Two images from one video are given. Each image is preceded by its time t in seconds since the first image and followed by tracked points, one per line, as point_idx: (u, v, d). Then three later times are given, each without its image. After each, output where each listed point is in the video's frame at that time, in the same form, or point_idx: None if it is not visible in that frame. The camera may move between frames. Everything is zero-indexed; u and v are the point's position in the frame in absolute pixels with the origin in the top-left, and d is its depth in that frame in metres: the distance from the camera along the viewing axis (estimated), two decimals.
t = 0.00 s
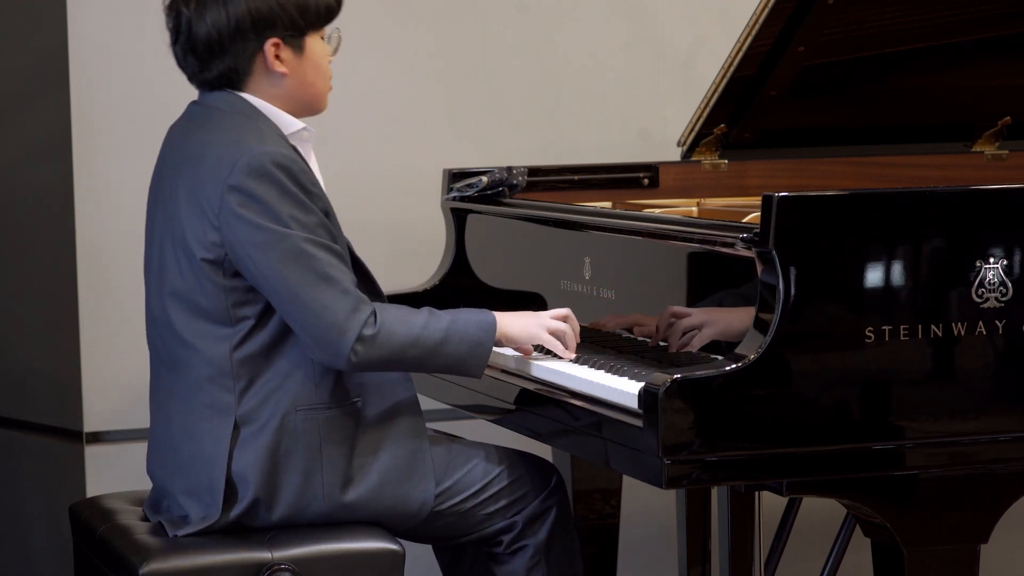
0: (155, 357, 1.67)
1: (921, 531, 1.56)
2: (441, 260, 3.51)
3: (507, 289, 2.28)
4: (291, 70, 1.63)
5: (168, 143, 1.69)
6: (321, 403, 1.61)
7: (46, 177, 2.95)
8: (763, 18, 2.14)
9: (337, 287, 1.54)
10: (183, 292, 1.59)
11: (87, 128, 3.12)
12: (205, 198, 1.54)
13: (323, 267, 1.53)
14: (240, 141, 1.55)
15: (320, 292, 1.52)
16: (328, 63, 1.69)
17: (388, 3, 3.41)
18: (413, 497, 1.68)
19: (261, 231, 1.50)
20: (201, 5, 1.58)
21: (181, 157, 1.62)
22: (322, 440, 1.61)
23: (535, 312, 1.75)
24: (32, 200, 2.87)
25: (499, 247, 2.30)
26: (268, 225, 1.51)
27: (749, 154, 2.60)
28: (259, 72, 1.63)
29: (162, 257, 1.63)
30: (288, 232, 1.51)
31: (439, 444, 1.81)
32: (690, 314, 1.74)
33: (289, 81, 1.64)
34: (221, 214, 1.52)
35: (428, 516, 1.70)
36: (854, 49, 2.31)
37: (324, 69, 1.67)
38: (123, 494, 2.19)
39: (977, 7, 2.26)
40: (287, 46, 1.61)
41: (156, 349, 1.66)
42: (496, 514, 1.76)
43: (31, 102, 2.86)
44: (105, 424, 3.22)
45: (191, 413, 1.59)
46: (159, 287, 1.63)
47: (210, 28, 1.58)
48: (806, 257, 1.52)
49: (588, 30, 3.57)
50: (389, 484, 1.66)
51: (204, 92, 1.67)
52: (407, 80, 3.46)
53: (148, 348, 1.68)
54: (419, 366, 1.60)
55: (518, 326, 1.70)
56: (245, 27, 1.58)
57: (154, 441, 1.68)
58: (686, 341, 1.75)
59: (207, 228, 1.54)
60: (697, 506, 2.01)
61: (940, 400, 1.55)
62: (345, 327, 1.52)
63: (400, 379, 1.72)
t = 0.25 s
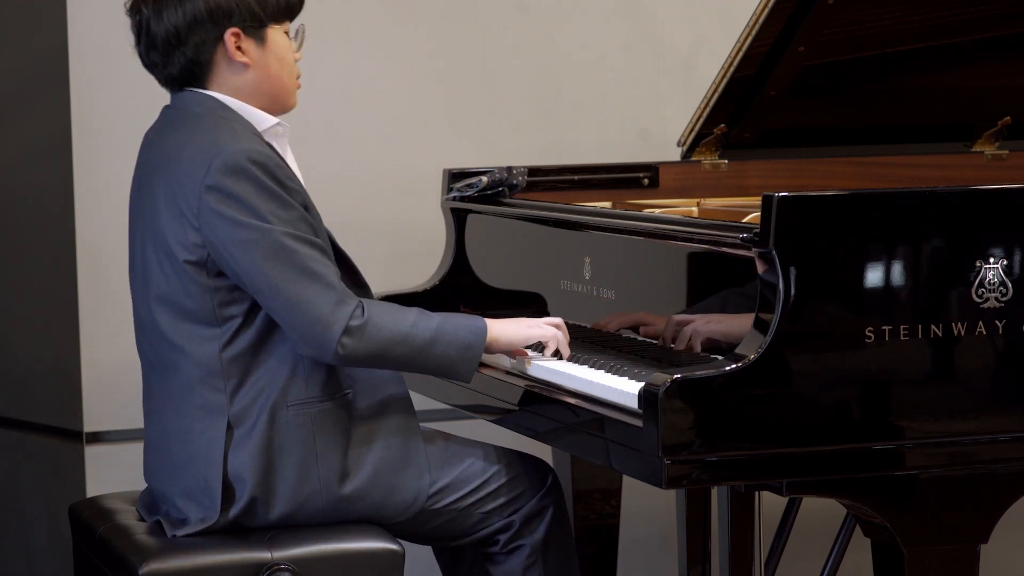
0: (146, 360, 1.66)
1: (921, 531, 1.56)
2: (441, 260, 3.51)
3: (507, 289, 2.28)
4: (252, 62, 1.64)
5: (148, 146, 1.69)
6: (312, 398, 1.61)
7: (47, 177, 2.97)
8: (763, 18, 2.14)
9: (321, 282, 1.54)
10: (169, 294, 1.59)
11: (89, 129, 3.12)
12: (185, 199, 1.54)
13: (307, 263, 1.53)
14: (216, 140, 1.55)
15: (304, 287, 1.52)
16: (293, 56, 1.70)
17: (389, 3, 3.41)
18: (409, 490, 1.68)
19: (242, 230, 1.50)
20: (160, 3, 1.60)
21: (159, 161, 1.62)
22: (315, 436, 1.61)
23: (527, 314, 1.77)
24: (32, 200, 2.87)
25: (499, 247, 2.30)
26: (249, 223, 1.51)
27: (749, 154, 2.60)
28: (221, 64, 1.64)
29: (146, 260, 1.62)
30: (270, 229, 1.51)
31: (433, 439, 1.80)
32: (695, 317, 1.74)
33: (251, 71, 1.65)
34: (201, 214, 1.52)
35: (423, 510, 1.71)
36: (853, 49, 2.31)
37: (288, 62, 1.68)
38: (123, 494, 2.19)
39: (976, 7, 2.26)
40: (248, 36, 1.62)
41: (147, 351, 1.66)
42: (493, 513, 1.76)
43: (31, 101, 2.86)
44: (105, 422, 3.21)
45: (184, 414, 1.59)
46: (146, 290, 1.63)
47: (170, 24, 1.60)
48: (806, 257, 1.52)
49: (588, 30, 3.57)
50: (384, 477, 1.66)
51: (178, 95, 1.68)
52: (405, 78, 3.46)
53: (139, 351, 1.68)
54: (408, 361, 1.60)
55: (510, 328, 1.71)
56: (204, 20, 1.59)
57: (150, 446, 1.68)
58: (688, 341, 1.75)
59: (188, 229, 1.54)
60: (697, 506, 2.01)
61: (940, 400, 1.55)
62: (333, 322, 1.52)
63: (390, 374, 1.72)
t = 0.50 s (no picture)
0: (135, 358, 1.67)
1: (921, 531, 1.56)
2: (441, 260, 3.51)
3: (507, 289, 2.28)
4: (237, 60, 1.65)
5: (136, 145, 1.69)
6: (303, 394, 1.62)
7: (48, 177, 2.97)
8: (763, 18, 2.14)
9: (304, 276, 1.54)
10: (156, 291, 1.59)
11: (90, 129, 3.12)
12: (168, 195, 1.54)
13: (290, 257, 1.53)
14: (199, 136, 1.55)
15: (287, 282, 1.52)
16: (277, 58, 1.71)
17: (389, 4, 3.41)
18: (404, 481, 1.69)
19: (224, 224, 1.50)
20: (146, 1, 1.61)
21: (144, 160, 1.62)
22: (308, 433, 1.61)
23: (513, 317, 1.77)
24: (33, 200, 2.87)
25: (499, 248, 2.30)
26: (230, 217, 1.51)
27: (749, 154, 2.60)
28: (206, 61, 1.64)
29: (134, 258, 1.63)
30: (253, 223, 1.51)
31: (429, 437, 1.81)
32: (705, 318, 1.71)
33: (236, 69, 1.65)
34: (184, 209, 1.52)
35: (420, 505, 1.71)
36: (854, 50, 2.31)
37: (273, 64, 1.69)
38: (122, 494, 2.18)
39: (977, 7, 2.26)
40: (234, 33, 1.63)
41: (135, 349, 1.66)
42: (489, 511, 1.76)
43: (32, 101, 2.86)
44: (104, 423, 3.31)
45: (175, 411, 1.59)
46: (133, 287, 1.63)
47: (156, 21, 1.61)
48: (806, 256, 1.52)
49: (588, 30, 3.57)
50: (376, 475, 1.67)
51: (161, 94, 1.68)
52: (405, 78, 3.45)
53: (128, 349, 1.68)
54: (393, 356, 1.60)
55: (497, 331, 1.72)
56: (189, 16, 1.60)
57: (144, 447, 1.67)
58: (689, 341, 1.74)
59: (172, 226, 1.54)
60: (697, 506, 2.00)
61: (940, 401, 1.55)
62: (316, 317, 1.52)
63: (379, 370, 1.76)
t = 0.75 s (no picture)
0: (132, 352, 1.67)
1: (921, 531, 1.56)
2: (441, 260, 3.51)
3: (507, 290, 2.28)
4: (236, 58, 1.65)
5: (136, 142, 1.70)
6: (300, 389, 1.62)
7: (48, 178, 2.97)
8: (763, 18, 2.14)
9: (300, 263, 1.54)
10: (153, 282, 1.59)
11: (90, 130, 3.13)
12: (165, 184, 1.55)
13: (285, 244, 1.53)
14: (195, 127, 1.56)
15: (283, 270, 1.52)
16: (275, 56, 1.72)
17: (389, 3, 3.41)
18: (403, 476, 1.69)
19: (219, 210, 1.51)
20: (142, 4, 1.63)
21: (141, 155, 1.63)
22: (305, 429, 1.61)
23: (512, 315, 1.77)
24: (33, 199, 2.87)
25: (500, 248, 2.30)
26: (226, 204, 1.51)
27: (749, 154, 2.60)
28: (205, 59, 1.65)
29: (131, 252, 1.63)
30: (248, 209, 1.52)
31: (428, 437, 1.81)
32: (706, 316, 1.71)
33: (235, 65, 1.66)
34: (180, 198, 1.53)
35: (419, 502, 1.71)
36: (854, 50, 2.31)
37: (271, 62, 1.70)
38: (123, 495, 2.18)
39: (977, 7, 2.26)
40: (231, 30, 1.64)
41: (132, 344, 1.67)
42: (489, 511, 1.76)
43: (32, 101, 2.86)
44: (106, 423, 3.32)
45: (171, 405, 1.59)
46: (130, 280, 1.64)
47: (155, 23, 1.62)
48: (806, 256, 1.52)
49: (588, 29, 3.57)
50: (374, 473, 1.66)
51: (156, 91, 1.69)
52: (405, 77, 3.45)
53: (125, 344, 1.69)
54: (389, 346, 1.59)
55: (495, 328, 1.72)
56: (187, 15, 1.61)
57: (143, 444, 1.67)
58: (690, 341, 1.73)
59: (169, 216, 1.55)
60: (697, 506, 2.00)
61: (940, 400, 1.55)
62: (311, 302, 1.52)
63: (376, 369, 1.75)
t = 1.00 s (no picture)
0: (138, 343, 1.67)
1: (921, 531, 1.56)
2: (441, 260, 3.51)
3: (507, 289, 2.28)
4: (262, 61, 1.67)
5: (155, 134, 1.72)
6: (303, 387, 1.62)
7: (48, 178, 2.97)
8: (763, 18, 2.14)
9: (307, 258, 1.54)
10: (162, 272, 1.60)
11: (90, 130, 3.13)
12: (179, 173, 1.56)
13: (294, 239, 1.54)
14: (211, 120, 1.57)
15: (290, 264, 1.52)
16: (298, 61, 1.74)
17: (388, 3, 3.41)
18: (404, 477, 1.68)
19: (231, 200, 1.51)
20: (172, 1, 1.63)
21: (158, 147, 1.65)
22: (307, 428, 1.61)
23: (513, 315, 1.79)
24: (33, 200, 2.86)
25: (500, 248, 2.30)
26: (238, 195, 1.52)
27: (749, 154, 2.60)
28: (232, 59, 1.66)
29: (143, 241, 1.64)
30: (260, 202, 1.52)
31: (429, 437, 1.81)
32: (706, 317, 1.71)
33: (261, 67, 1.68)
34: (193, 188, 1.54)
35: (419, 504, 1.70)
36: (854, 50, 2.31)
37: (294, 67, 1.72)
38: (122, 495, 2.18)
39: (977, 7, 2.26)
40: (260, 32, 1.66)
41: (138, 334, 1.67)
42: (490, 511, 1.76)
43: (32, 101, 2.86)
44: (105, 423, 3.31)
45: (173, 400, 1.59)
46: (140, 270, 1.64)
47: (183, 21, 1.63)
48: (806, 256, 1.52)
49: (588, 29, 3.57)
50: (375, 473, 1.66)
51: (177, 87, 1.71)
52: (405, 77, 3.45)
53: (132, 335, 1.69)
54: (390, 344, 1.59)
55: (496, 328, 1.73)
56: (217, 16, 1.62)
57: (145, 440, 1.68)
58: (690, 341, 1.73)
59: (180, 205, 1.56)
60: (697, 506, 2.00)
61: (940, 401, 1.55)
62: (316, 297, 1.52)
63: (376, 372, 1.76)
